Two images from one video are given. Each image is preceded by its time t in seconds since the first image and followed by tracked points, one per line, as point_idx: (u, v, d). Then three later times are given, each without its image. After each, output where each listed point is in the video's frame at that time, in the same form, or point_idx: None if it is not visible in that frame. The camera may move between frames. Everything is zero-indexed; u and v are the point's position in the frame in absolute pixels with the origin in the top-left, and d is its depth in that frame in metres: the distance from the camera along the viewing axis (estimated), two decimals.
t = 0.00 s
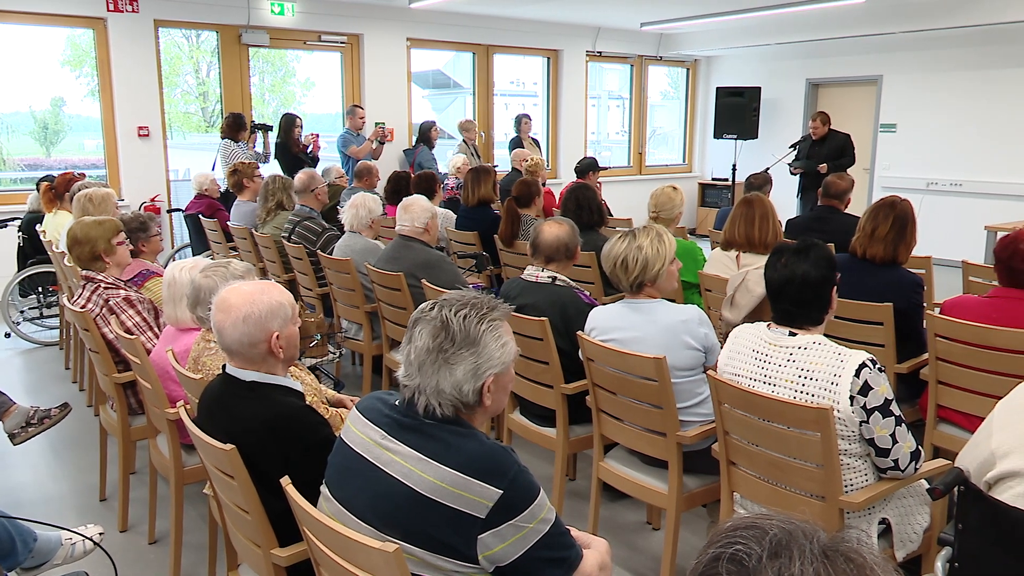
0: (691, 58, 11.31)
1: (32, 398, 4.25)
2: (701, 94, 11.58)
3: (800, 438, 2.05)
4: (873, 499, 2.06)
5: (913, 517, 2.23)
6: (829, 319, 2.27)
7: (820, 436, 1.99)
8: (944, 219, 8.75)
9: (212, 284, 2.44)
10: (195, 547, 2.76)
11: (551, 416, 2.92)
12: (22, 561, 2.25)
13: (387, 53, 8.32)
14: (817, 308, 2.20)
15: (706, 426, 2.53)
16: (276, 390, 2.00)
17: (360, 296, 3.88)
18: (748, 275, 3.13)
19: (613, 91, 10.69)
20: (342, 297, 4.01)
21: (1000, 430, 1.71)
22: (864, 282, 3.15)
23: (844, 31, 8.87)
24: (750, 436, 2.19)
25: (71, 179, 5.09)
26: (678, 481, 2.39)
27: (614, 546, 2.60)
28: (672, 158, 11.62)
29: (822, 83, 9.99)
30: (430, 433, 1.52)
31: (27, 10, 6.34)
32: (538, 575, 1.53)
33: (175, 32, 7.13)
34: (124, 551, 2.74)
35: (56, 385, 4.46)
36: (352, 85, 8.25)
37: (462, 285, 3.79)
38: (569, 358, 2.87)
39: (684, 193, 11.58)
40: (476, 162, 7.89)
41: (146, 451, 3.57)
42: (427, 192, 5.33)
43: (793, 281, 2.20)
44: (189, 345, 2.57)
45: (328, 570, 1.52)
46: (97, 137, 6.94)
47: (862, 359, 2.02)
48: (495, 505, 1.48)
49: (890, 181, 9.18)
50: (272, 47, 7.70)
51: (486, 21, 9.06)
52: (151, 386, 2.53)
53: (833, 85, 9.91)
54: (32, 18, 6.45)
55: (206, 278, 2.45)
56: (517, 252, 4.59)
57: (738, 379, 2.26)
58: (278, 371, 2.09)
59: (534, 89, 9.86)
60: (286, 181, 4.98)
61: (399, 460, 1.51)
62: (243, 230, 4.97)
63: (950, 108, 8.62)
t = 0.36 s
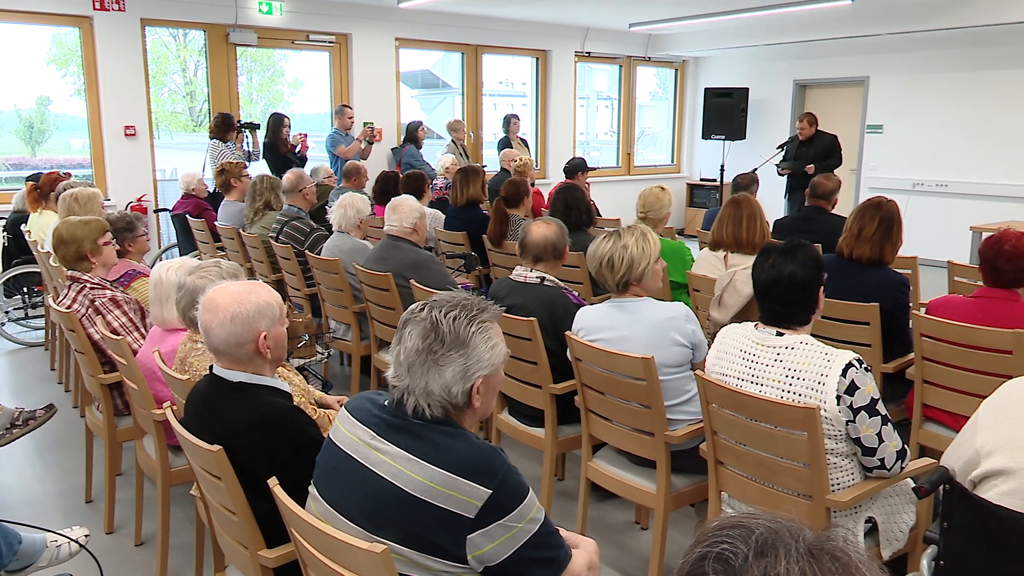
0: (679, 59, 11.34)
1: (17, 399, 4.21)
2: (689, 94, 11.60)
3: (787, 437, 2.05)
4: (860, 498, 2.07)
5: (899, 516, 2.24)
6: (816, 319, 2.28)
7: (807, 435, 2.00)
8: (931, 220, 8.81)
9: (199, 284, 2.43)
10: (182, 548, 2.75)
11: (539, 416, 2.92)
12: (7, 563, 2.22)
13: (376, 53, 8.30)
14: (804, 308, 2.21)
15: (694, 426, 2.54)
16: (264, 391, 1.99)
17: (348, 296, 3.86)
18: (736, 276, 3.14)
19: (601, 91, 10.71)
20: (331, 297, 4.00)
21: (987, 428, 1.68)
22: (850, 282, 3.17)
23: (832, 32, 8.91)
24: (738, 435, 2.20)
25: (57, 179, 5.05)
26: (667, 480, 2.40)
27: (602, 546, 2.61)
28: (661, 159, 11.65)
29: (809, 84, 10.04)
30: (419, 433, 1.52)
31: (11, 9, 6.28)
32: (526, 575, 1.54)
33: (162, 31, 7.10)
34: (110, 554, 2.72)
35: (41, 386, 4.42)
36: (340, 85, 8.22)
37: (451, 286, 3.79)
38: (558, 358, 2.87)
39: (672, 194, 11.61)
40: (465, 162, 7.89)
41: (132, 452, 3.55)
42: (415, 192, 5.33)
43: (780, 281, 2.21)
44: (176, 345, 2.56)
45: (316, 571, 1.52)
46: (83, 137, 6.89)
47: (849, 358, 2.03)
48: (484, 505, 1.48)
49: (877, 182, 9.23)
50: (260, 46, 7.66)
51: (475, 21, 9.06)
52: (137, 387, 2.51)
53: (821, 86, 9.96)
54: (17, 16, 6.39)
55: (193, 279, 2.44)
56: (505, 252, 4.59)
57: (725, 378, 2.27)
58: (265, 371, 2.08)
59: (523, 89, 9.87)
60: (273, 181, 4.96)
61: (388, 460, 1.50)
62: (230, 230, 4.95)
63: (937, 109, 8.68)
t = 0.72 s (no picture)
0: (666, 59, 11.37)
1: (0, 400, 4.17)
2: (676, 95, 11.64)
3: (774, 436, 2.06)
4: (846, 497, 2.08)
5: (884, 514, 2.26)
6: (802, 319, 2.29)
7: (793, 435, 2.01)
8: (916, 220, 8.88)
9: (186, 284, 2.42)
10: (168, 550, 2.73)
11: (527, 416, 2.93)
12: None
13: (363, 53, 8.28)
14: (790, 308, 2.22)
15: (681, 425, 2.55)
16: (250, 392, 1.98)
17: (335, 296, 3.85)
18: (723, 275, 3.15)
19: (589, 91, 10.73)
20: (318, 297, 3.98)
21: (969, 428, 1.71)
22: (836, 282, 3.19)
23: (818, 34, 8.96)
24: (725, 435, 2.20)
25: (41, 179, 5.01)
26: (654, 480, 2.40)
27: (590, 545, 2.61)
28: (648, 159, 11.68)
29: (795, 85, 10.09)
30: (409, 434, 1.51)
31: None
32: None
33: (148, 29, 7.05)
34: (95, 556, 2.70)
35: (25, 388, 4.38)
36: (327, 85, 8.20)
37: (439, 286, 3.78)
38: (545, 357, 2.87)
39: (660, 195, 11.65)
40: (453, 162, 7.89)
41: (117, 454, 3.52)
42: (402, 192, 5.31)
43: (766, 280, 2.22)
44: (162, 346, 2.54)
45: (303, 572, 1.51)
46: (68, 136, 6.84)
47: (834, 358, 2.04)
48: (473, 506, 1.48)
49: (863, 182, 9.30)
50: (247, 45, 7.63)
51: (463, 21, 9.05)
52: (122, 388, 2.50)
53: (807, 87, 10.01)
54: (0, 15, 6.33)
55: (181, 279, 2.42)
56: (493, 252, 4.59)
57: (712, 378, 2.28)
58: (251, 371, 2.07)
59: (511, 89, 9.87)
60: (260, 181, 4.94)
61: (378, 460, 1.50)
62: (217, 230, 4.92)
63: (922, 110, 8.74)
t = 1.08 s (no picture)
0: (652, 60, 11.40)
1: None
2: (662, 95, 11.67)
3: (760, 436, 2.07)
4: (830, 495, 2.10)
5: (868, 512, 2.28)
6: (786, 319, 2.30)
7: (779, 434, 2.02)
8: (900, 221, 8.96)
9: (170, 284, 2.40)
10: (151, 552, 2.71)
11: (513, 416, 2.93)
12: None
13: (349, 52, 8.26)
14: (774, 308, 2.23)
15: (667, 425, 2.56)
16: (235, 393, 1.97)
17: (321, 296, 3.84)
18: (708, 276, 3.16)
19: (576, 92, 10.75)
20: (303, 297, 3.97)
21: (949, 427, 1.74)
22: (821, 283, 3.21)
23: (803, 35, 9.01)
24: (711, 435, 2.21)
25: (22, 178, 4.96)
26: (640, 479, 2.41)
27: (576, 545, 2.62)
28: (634, 160, 11.72)
29: (780, 86, 10.15)
30: (399, 434, 1.51)
31: None
32: None
33: (131, 28, 7.00)
34: (77, 558, 2.68)
35: (6, 389, 4.33)
36: (312, 84, 8.17)
37: (425, 286, 3.77)
38: (531, 357, 2.87)
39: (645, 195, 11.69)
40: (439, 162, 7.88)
41: (100, 456, 3.49)
42: (388, 191, 5.30)
43: (750, 281, 2.23)
44: (145, 347, 2.52)
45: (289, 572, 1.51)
46: (51, 135, 6.77)
47: (819, 357, 2.05)
48: (462, 507, 1.48)
49: (847, 183, 9.36)
50: (231, 44, 7.58)
51: (449, 21, 9.04)
52: (105, 389, 2.48)
53: (791, 89, 10.07)
54: None
55: (165, 279, 2.41)
56: (480, 252, 4.59)
57: (698, 378, 2.28)
58: (236, 372, 2.06)
59: (497, 89, 9.87)
60: (245, 181, 4.92)
61: (366, 461, 1.49)
62: (201, 230, 4.89)
63: (905, 112, 8.81)
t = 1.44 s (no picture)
0: (634, 61, 11.44)
1: None
2: (643, 97, 11.72)
3: (738, 435, 2.09)
4: (808, 494, 2.11)
5: (846, 510, 2.30)
6: (765, 319, 2.31)
7: (757, 433, 2.04)
8: (878, 222, 9.05)
9: (148, 284, 2.38)
10: (129, 555, 2.69)
11: (494, 417, 2.93)
12: None
13: (330, 51, 8.22)
14: (753, 308, 2.25)
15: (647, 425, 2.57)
16: (214, 394, 1.95)
17: (302, 297, 3.81)
18: (689, 276, 3.18)
19: (557, 92, 10.76)
20: (284, 298, 3.94)
21: (925, 425, 1.76)
22: (800, 283, 3.23)
23: (783, 37, 9.07)
24: (691, 435, 2.22)
25: None
26: (621, 479, 2.42)
27: (557, 546, 2.62)
28: (616, 160, 11.76)
29: (760, 88, 10.22)
30: (373, 437, 1.50)
31: None
32: None
33: (109, 26, 6.93)
34: (53, 562, 2.64)
35: None
36: (293, 83, 8.13)
37: (406, 286, 3.76)
38: (512, 358, 2.87)
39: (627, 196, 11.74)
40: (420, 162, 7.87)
41: (77, 458, 3.45)
42: (369, 192, 5.28)
43: (730, 281, 2.24)
44: (123, 348, 2.50)
45: None
46: (27, 133, 6.68)
47: (797, 357, 2.07)
48: (439, 509, 1.47)
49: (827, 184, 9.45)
50: (211, 43, 7.53)
51: (430, 21, 9.02)
52: (82, 391, 2.45)
53: (772, 90, 10.15)
54: None
55: (142, 279, 2.38)
56: (461, 252, 4.59)
57: (678, 378, 2.29)
58: (215, 373, 2.04)
59: (479, 89, 9.86)
60: (225, 180, 4.88)
61: (343, 464, 1.49)
62: (180, 229, 4.86)
63: (884, 114, 8.90)
